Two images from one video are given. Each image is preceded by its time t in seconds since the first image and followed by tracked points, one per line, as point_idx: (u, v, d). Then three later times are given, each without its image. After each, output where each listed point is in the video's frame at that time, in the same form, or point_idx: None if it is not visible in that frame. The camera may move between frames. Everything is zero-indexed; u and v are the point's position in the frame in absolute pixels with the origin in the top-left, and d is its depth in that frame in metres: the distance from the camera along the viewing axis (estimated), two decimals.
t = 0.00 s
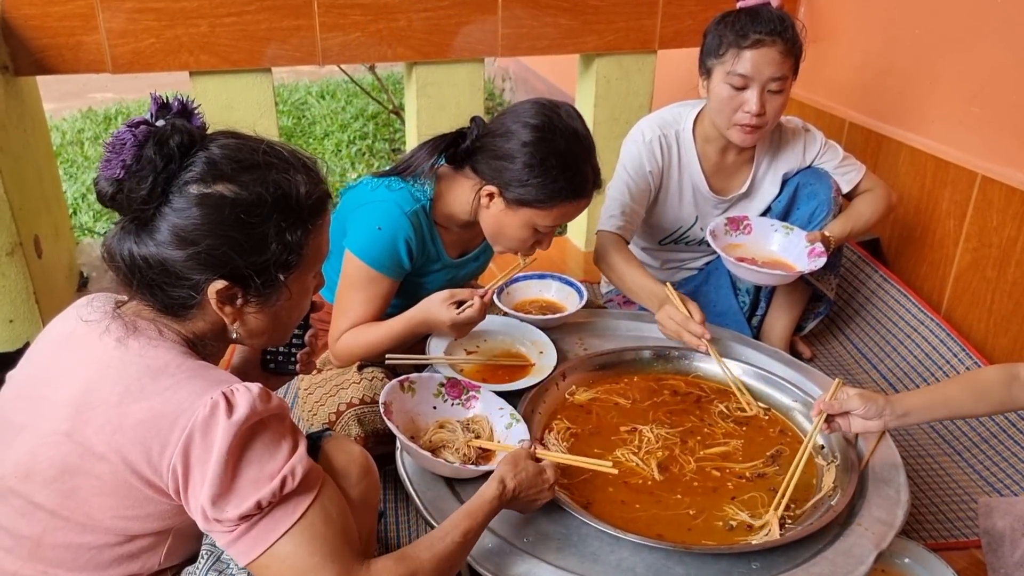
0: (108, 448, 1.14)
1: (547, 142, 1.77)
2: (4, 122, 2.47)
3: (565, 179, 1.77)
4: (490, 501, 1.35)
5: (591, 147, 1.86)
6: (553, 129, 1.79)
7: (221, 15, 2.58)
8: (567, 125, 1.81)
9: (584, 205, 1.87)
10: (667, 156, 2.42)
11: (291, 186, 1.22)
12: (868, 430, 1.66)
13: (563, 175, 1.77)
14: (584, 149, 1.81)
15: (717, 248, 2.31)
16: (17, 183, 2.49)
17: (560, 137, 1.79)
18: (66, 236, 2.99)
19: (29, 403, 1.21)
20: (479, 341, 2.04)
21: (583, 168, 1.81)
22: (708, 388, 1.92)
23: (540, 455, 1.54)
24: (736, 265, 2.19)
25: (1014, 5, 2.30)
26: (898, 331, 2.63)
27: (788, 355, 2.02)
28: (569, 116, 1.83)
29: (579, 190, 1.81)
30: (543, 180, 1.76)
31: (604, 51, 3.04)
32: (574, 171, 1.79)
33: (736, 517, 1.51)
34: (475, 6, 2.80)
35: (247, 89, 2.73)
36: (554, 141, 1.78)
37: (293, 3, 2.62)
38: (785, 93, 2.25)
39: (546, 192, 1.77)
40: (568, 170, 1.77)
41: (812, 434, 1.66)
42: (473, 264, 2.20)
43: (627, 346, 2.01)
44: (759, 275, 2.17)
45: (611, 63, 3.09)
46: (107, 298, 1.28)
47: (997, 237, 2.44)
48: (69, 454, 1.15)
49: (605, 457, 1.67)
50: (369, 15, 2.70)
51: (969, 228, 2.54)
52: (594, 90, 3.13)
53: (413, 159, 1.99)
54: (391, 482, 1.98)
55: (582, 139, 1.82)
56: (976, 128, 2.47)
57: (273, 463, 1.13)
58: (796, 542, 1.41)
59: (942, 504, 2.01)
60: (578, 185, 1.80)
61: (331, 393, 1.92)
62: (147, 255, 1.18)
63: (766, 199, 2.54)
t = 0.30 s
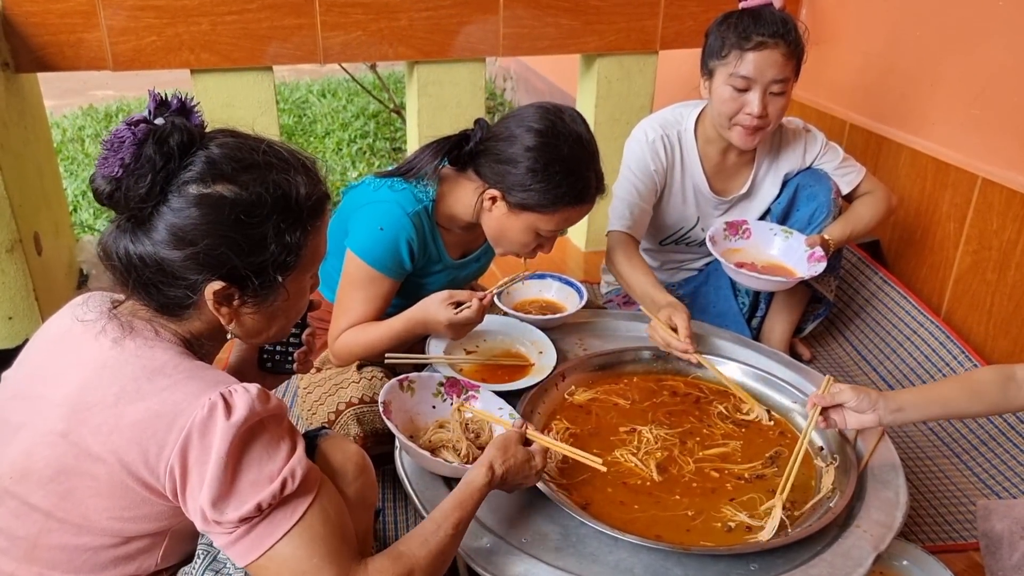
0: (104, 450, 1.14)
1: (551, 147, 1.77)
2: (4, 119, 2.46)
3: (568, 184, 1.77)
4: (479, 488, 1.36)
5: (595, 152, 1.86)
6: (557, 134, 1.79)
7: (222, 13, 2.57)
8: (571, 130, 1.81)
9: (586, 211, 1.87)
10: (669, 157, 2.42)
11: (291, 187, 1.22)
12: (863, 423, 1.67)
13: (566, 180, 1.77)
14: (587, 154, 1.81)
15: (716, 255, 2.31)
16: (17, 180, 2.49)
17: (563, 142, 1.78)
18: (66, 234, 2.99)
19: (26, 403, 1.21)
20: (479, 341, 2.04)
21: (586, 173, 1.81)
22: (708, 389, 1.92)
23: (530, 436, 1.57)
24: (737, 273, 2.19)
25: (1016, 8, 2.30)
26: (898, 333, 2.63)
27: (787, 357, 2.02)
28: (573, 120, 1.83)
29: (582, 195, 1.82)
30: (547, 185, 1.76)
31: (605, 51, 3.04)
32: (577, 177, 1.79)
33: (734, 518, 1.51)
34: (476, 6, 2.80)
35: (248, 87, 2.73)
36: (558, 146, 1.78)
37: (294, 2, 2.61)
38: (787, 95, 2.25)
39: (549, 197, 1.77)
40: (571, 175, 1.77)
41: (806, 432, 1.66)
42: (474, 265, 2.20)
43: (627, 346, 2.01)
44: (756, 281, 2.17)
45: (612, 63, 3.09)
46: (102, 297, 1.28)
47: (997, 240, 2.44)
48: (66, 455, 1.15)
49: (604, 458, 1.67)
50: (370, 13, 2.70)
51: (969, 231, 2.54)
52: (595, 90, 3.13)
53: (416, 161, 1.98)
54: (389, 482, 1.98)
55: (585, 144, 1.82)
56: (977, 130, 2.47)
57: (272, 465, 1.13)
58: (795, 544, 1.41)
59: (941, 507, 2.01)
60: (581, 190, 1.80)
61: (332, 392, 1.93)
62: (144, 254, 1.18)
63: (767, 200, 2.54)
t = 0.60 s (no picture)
0: (99, 451, 1.13)
1: (553, 150, 1.77)
2: (5, 116, 2.46)
3: (570, 187, 1.77)
4: (474, 455, 1.35)
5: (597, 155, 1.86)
6: (560, 137, 1.79)
7: (223, 11, 2.57)
8: (573, 133, 1.81)
9: (587, 214, 1.87)
10: (668, 157, 2.42)
11: (288, 188, 1.22)
12: (865, 400, 1.71)
13: (568, 184, 1.77)
14: (590, 158, 1.81)
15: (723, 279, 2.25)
16: (17, 177, 2.49)
17: (566, 145, 1.78)
18: (66, 231, 2.99)
19: (22, 403, 1.21)
20: (479, 341, 2.04)
21: (589, 177, 1.81)
22: (708, 390, 1.92)
23: (523, 389, 1.58)
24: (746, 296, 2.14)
25: (1017, 10, 2.30)
26: (898, 335, 2.63)
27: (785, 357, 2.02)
28: (576, 124, 1.83)
29: (584, 198, 1.81)
30: (549, 188, 1.76)
31: (606, 52, 3.04)
32: (579, 180, 1.78)
33: (733, 520, 1.51)
34: (477, 5, 2.80)
35: (248, 86, 2.73)
36: (560, 149, 1.78)
37: None
38: (787, 95, 2.26)
39: (550, 199, 1.77)
40: (573, 179, 1.77)
41: (807, 421, 1.65)
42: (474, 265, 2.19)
43: (626, 347, 2.01)
44: (768, 304, 2.12)
45: (613, 63, 3.09)
46: (98, 296, 1.27)
47: (997, 242, 2.44)
48: (61, 455, 1.15)
49: (603, 458, 1.67)
50: (371, 12, 2.70)
51: (969, 233, 2.53)
52: (595, 90, 3.12)
53: (418, 161, 1.97)
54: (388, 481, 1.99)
55: (587, 147, 1.82)
56: (978, 133, 2.46)
57: (271, 464, 1.13)
58: (794, 545, 1.41)
59: (940, 508, 2.01)
60: (583, 194, 1.80)
61: (330, 391, 1.95)
62: (141, 258, 1.18)
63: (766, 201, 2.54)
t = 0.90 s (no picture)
0: (95, 450, 1.13)
1: (550, 146, 1.77)
2: (4, 115, 2.46)
3: (567, 183, 1.77)
4: (453, 447, 1.32)
5: (593, 150, 1.85)
6: (556, 132, 1.78)
7: (222, 10, 2.57)
8: (570, 129, 1.80)
9: (583, 209, 1.86)
10: (664, 152, 2.42)
11: (285, 184, 1.22)
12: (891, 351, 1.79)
13: (564, 179, 1.76)
14: (586, 153, 1.80)
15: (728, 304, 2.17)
16: (17, 176, 2.49)
17: (562, 141, 1.78)
18: (65, 229, 2.99)
19: (18, 402, 1.21)
20: (478, 340, 2.04)
21: (585, 172, 1.80)
22: (708, 390, 1.92)
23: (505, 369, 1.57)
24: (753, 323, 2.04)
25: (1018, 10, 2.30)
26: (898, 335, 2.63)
27: (785, 357, 2.02)
28: (573, 119, 1.82)
29: (580, 194, 1.81)
30: (545, 184, 1.75)
31: (606, 51, 3.04)
32: (575, 176, 1.78)
33: (732, 520, 1.51)
34: (477, 4, 2.79)
35: (248, 84, 2.73)
36: (557, 145, 1.77)
37: None
38: (785, 90, 2.26)
39: (546, 195, 1.76)
40: (570, 174, 1.77)
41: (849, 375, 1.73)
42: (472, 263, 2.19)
43: (624, 346, 2.01)
44: (777, 331, 2.03)
45: (614, 63, 3.08)
46: (94, 295, 1.27)
47: (998, 242, 2.43)
48: (57, 454, 1.15)
49: (602, 458, 1.67)
50: (371, 11, 2.69)
51: (969, 233, 2.53)
52: (596, 89, 3.12)
53: (418, 159, 1.94)
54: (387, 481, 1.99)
55: (584, 143, 1.82)
56: (979, 133, 2.46)
57: (268, 461, 1.13)
58: (792, 546, 1.40)
59: (939, 509, 2.01)
60: (579, 189, 1.80)
61: (330, 391, 1.94)
62: (139, 256, 1.18)
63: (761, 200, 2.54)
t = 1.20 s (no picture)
0: (97, 448, 1.13)
1: (518, 110, 1.77)
2: (5, 112, 2.46)
3: (537, 145, 1.76)
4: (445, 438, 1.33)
5: (566, 114, 1.85)
6: (524, 97, 1.78)
7: (223, 8, 2.57)
8: (539, 93, 1.80)
9: (560, 173, 1.86)
10: (663, 150, 2.43)
11: (290, 185, 1.22)
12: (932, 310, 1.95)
13: (535, 142, 1.76)
14: (555, 116, 1.80)
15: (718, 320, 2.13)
16: (17, 174, 2.48)
17: (529, 104, 1.78)
18: (65, 227, 2.98)
19: (18, 400, 1.20)
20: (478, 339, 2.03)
21: (557, 134, 1.79)
22: (707, 391, 1.92)
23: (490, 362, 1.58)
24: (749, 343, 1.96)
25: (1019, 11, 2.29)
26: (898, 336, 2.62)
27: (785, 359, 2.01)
28: (541, 84, 1.82)
29: (554, 156, 1.80)
30: (516, 147, 1.76)
31: (608, 50, 3.04)
32: (547, 138, 1.77)
33: (733, 521, 1.51)
34: (478, 3, 2.79)
35: (248, 82, 2.73)
36: (524, 108, 1.77)
37: None
38: (787, 90, 2.25)
39: (519, 159, 1.77)
40: (540, 137, 1.76)
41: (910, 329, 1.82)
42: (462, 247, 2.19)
43: (624, 346, 2.00)
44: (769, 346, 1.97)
45: (615, 62, 3.08)
46: (96, 293, 1.27)
47: (998, 243, 2.42)
48: (58, 452, 1.15)
49: (601, 459, 1.66)
50: (372, 10, 2.69)
51: (970, 234, 2.53)
52: (597, 89, 3.12)
53: (393, 144, 1.98)
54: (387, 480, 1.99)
55: (553, 106, 1.81)
56: (980, 134, 2.46)
57: (269, 459, 1.13)
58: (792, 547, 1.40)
59: (940, 510, 2.01)
60: (553, 152, 1.79)
61: (329, 390, 1.93)
62: (143, 255, 1.18)
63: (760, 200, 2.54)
